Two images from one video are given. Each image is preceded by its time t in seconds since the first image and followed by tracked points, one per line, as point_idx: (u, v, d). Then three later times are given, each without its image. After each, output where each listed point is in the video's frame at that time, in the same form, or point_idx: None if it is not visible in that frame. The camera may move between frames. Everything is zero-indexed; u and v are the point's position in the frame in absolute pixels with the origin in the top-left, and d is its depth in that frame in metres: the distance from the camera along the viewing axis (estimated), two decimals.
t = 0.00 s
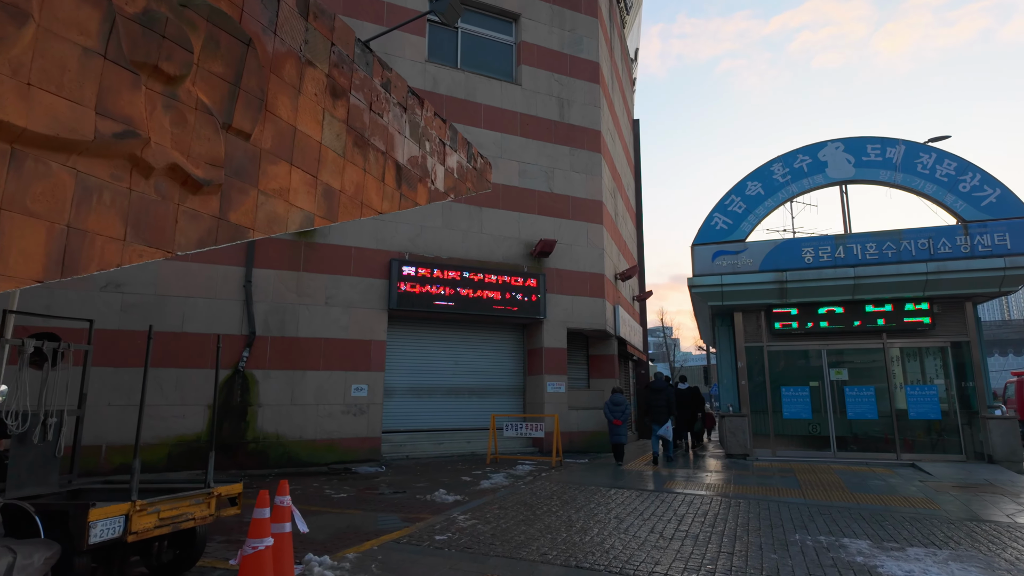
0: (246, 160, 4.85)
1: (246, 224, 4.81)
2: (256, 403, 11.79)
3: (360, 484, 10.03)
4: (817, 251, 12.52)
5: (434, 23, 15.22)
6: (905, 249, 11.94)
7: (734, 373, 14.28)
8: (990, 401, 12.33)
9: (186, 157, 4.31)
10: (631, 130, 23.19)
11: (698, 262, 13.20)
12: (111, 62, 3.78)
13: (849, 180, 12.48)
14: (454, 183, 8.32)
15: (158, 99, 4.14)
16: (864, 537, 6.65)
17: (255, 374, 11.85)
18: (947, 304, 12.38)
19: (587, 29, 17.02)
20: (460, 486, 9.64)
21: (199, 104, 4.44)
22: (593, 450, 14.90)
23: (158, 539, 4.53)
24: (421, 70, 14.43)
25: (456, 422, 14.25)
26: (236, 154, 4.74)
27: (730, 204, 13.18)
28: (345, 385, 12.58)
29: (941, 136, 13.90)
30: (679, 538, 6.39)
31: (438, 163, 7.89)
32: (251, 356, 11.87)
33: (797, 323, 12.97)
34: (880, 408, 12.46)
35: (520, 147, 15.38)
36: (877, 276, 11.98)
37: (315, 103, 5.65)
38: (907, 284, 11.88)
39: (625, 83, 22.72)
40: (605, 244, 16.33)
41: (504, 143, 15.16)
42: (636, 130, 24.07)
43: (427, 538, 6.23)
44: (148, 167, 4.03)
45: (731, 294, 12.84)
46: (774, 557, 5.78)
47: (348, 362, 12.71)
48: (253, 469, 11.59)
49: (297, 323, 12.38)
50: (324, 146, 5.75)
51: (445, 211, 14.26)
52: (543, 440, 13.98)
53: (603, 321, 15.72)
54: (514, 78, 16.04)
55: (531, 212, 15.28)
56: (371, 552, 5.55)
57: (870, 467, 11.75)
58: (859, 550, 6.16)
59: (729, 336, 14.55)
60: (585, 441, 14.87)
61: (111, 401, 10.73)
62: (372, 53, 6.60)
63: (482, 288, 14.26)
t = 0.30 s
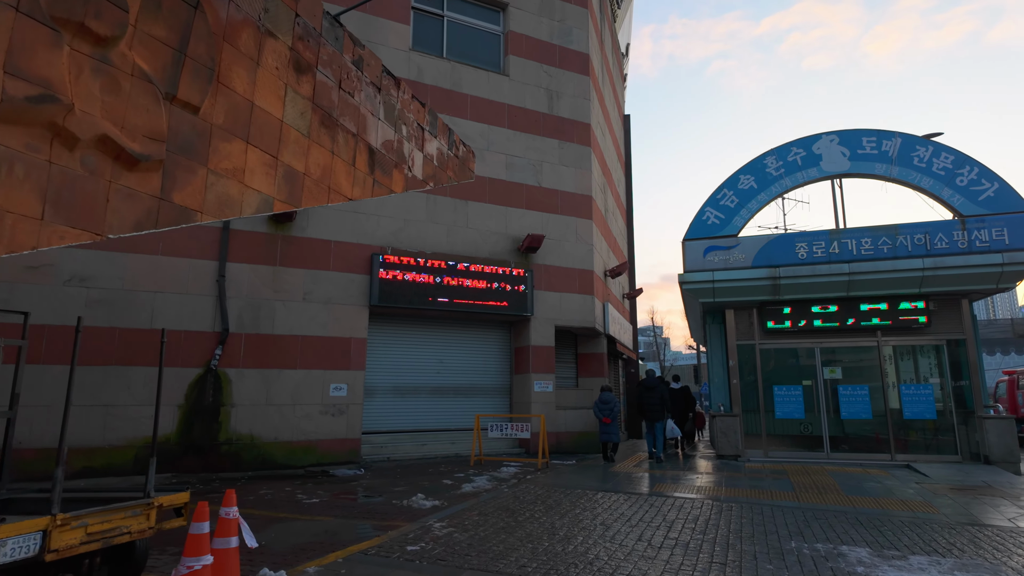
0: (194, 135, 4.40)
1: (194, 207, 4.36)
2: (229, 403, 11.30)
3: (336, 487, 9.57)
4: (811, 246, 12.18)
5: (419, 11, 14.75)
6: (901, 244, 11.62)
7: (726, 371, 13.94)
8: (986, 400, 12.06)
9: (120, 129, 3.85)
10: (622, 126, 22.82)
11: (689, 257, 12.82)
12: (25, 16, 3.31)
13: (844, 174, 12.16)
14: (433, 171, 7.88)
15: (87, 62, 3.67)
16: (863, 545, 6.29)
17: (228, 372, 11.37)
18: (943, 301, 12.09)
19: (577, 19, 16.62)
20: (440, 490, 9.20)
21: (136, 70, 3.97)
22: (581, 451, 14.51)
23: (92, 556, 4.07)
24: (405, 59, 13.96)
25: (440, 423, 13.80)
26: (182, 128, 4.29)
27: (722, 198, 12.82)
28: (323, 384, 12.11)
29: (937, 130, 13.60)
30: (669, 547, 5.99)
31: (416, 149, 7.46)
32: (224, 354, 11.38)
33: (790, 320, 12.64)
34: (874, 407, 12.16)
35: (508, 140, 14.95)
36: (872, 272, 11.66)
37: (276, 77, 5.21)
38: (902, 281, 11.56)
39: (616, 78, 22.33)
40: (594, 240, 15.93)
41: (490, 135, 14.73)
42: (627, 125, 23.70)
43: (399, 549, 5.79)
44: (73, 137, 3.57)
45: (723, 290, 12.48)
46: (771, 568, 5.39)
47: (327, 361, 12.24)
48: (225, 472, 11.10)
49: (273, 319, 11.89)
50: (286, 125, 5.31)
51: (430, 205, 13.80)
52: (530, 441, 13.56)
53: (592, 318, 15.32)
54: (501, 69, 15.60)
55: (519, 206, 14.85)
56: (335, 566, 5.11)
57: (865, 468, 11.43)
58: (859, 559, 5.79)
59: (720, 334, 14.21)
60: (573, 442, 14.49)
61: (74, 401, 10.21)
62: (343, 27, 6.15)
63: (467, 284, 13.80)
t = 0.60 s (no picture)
0: (119, 101, 3.91)
1: (119, 181, 3.87)
2: (190, 403, 10.72)
3: (301, 492, 9.04)
4: (795, 242, 11.90)
5: None
6: (886, 240, 11.39)
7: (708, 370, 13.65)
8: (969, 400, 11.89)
9: (24, 88, 3.35)
10: (604, 121, 22.50)
11: (672, 253, 12.49)
12: None
13: (829, 168, 11.92)
14: (403, 156, 7.43)
15: None
16: (853, 552, 5.95)
17: (189, 371, 10.78)
18: (927, 298, 11.90)
19: (559, 10, 16.25)
20: (410, 494, 8.73)
21: (45, 21, 3.46)
22: (561, 452, 14.12)
23: None
24: (380, 46, 13.47)
25: (415, 423, 13.30)
26: (104, 91, 3.80)
27: (706, 192, 12.50)
28: (291, 383, 11.58)
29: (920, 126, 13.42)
30: (649, 556, 5.58)
31: (383, 132, 7.01)
32: (185, 351, 10.79)
33: (774, 318, 12.38)
34: (858, 407, 11.93)
35: (487, 132, 14.51)
36: (857, 269, 11.42)
37: (219, 43, 4.73)
38: (887, 278, 11.34)
39: (599, 73, 22.01)
40: (575, 236, 15.56)
41: (469, 126, 14.28)
42: (610, 121, 23.39)
43: (358, 561, 5.32)
44: None
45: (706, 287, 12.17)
46: None
47: (295, 358, 11.70)
48: (185, 476, 10.49)
49: (238, 315, 11.33)
50: (231, 96, 4.85)
51: (405, 197, 13.30)
52: (508, 442, 13.13)
53: (573, 316, 14.94)
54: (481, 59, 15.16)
55: (498, 200, 14.41)
56: None
57: (849, 469, 11.19)
58: (850, 567, 5.45)
59: (703, 332, 13.92)
60: (552, 443, 14.09)
61: (20, 401, 9.54)
62: None
63: (444, 279, 13.31)
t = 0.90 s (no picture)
0: (53, 59, 3.48)
1: (51, 149, 3.44)
2: (163, 401, 10.24)
3: (277, 495, 8.59)
4: (791, 236, 11.58)
5: None
6: (884, 235, 11.09)
7: (701, 368, 13.34)
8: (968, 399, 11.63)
9: None
10: (596, 116, 22.16)
11: (665, 247, 12.14)
12: None
13: (826, 161, 11.61)
14: (385, 140, 7.02)
15: None
16: (859, 560, 5.62)
17: (162, 367, 10.30)
18: (925, 295, 11.64)
19: None
20: (392, 497, 8.30)
21: None
22: (550, 452, 13.75)
23: None
24: (364, 32, 13.02)
25: (400, 422, 12.87)
26: (36, 47, 3.38)
27: (700, 185, 12.16)
28: (269, 381, 11.11)
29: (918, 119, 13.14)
30: (644, 566, 5.21)
31: (362, 112, 6.59)
32: (157, 347, 10.30)
33: (769, 315, 12.08)
34: (855, 405, 11.64)
35: (475, 122, 14.10)
36: (854, 264, 11.12)
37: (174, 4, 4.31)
38: (885, 274, 11.04)
39: (591, 66, 21.62)
40: (566, 230, 15.18)
41: (457, 116, 13.86)
42: (601, 116, 23.05)
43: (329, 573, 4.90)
44: None
45: (699, 283, 11.83)
46: None
47: (274, 355, 11.24)
48: (156, 477, 10.00)
49: (214, 309, 10.86)
50: (189, 63, 4.42)
51: (391, 189, 12.85)
52: (496, 442, 12.73)
53: (564, 313, 14.57)
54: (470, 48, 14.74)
55: (486, 193, 14.00)
56: None
57: (845, 470, 10.89)
58: None
59: (696, 329, 13.60)
60: (542, 442, 13.72)
61: None
62: None
63: (431, 273, 12.89)
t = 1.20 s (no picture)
0: None
1: None
2: (134, 402, 9.70)
3: (251, 503, 8.08)
4: (793, 231, 11.15)
5: None
6: (890, 230, 10.68)
7: (699, 368, 12.91)
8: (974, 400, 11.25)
9: None
10: (591, 109, 21.71)
11: (662, 242, 11.68)
12: None
13: (829, 153, 11.19)
14: (365, 123, 6.52)
15: None
16: None
17: (133, 367, 9.76)
18: (930, 292, 11.25)
19: None
20: (374, 505, 7.81)
21: None
22: (543, 455, 13.29)
23: None
24: (350, 17, 12.49)
25: (386, 424, 12.36)
26: None
27: (699, 177, 11.71)
28: (247, 381, 10.59)
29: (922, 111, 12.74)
30: None
31: (339, 91, 6.09)
32: (128, 345, 9.76)
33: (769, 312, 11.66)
34: (858, 406, 11.25)
35: (466, 113, 13.60)
36: (859, 260, 10.69)
37: None
38: (890, 270, 10.63)
39: (586, 59, 21.14)
40: (560, 225, 14.70)
41: (447, 106, 13.36)
42: (596, 110, 22.60)
43: None
44: None
45: (698, 279, 11.38)
46: None
47: (253, 354, 10.72)
48: (126, 483, 9.46)
49: (189, 306, 10.32)
50: (133, 24, 3.92)
51: (377, 180, 12.33)
52: (486, 444, 12.24)
53: (557, 310, 14.10)
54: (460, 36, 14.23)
55: (477, 185, 13.50)
56: None
57: (849, 473, 10.47)
58: None
59: (693, 327, 13.18)
60: (534, 444, 13.25)
61: None
62: None
63: (419, 269, 12.39)
